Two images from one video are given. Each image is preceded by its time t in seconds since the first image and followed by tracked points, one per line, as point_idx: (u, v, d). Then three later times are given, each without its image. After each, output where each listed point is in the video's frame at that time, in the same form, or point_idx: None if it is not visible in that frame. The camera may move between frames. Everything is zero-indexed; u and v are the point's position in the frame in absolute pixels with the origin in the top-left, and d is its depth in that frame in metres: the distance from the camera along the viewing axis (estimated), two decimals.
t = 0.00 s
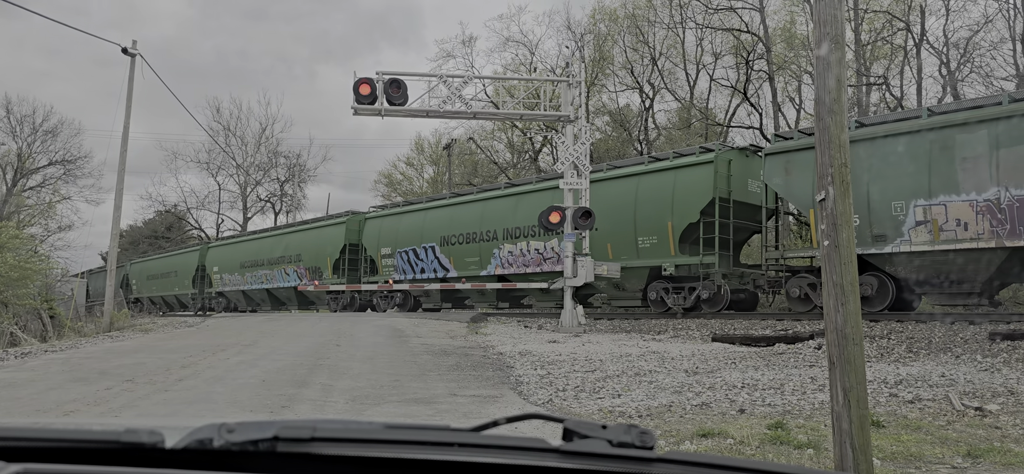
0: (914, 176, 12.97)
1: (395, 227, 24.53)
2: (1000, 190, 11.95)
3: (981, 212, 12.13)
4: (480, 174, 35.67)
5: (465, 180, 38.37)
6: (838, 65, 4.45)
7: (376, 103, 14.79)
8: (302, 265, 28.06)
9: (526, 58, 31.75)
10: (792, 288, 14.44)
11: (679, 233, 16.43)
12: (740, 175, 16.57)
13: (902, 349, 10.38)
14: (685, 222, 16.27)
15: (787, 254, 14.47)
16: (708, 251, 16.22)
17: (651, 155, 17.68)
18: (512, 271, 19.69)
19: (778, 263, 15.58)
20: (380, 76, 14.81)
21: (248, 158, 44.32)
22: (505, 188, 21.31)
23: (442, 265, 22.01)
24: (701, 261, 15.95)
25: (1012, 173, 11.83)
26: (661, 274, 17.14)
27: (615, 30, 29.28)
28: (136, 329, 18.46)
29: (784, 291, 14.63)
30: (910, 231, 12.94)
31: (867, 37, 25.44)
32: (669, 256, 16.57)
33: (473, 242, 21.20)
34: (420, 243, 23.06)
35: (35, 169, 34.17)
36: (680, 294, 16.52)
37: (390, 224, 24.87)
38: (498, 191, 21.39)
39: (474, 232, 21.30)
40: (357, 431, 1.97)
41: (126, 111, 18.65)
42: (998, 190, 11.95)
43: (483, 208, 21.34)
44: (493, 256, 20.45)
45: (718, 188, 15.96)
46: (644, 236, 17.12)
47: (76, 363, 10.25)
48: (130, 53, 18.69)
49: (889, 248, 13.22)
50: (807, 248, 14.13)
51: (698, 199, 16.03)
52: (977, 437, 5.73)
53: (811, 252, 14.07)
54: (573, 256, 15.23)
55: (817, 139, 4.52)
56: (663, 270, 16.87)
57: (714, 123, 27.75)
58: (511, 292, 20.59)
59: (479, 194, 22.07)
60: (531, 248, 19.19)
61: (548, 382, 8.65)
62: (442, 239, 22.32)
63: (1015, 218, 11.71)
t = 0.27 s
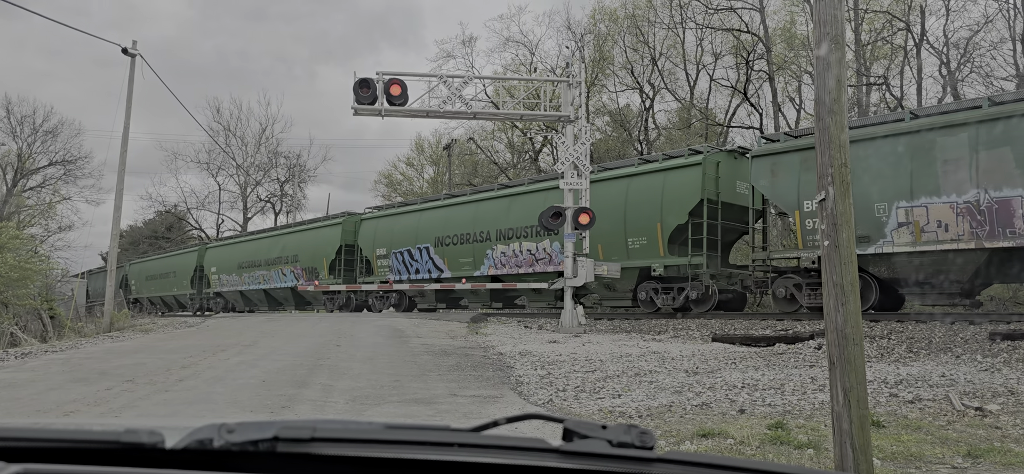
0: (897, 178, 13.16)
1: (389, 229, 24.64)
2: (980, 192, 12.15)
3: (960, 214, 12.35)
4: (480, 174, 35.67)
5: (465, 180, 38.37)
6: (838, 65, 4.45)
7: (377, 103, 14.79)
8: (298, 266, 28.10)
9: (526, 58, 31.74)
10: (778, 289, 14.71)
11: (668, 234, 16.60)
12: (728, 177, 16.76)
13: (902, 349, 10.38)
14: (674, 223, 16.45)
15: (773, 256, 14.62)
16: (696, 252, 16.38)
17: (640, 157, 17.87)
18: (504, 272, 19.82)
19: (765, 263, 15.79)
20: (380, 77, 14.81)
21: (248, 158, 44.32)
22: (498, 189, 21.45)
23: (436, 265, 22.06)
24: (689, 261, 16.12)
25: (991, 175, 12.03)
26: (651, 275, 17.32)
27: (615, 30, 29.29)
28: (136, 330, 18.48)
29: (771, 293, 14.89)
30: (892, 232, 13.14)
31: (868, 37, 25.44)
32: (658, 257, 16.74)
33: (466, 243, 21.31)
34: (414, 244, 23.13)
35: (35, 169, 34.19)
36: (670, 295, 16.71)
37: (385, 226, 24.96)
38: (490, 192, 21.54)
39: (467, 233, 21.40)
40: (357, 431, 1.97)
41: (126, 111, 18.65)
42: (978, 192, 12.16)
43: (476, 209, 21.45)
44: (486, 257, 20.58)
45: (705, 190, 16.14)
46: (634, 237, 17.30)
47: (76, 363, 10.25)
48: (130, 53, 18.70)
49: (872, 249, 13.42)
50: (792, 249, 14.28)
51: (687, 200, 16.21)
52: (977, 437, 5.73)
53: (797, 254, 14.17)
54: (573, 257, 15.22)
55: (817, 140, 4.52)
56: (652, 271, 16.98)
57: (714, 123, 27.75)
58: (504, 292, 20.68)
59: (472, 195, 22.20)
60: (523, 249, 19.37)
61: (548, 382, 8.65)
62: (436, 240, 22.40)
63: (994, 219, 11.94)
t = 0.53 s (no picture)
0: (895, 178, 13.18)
1: (385, 229, 24.75)
2: (960, 195, 12.36)
3: (942, 216, 12.55)
4: (480, 174, 35.66)
5: (465, 180, 38.37)
6: (839, 65, 4.45)
7: (377, 104, 14.79)
8: (295, 266, 28.13)
9: (527, 58, 31.72)
10: (766, 289, 15.11)
11: (658, 236, 16.83)
12: (717, 179, 16.99)
13: (902, 349, 10.37)
14: (664, 224, 16.67)
15: (759, 258, 15.00)
16: (685, 253, 16.62)
17: (631, 159, 18.08)
18: (498, 272, 19.96)
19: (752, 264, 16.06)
20: (381, 77, 14.82)
21: (249, 158, 44.33)
22: (492, 191, 21.63)
23: (430, 265, 22.16)
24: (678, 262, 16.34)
25: (972, 178, 12.24)
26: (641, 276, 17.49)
27: (615, 31, 29.30)
28: (137, 329, 18.49)
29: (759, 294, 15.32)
30: (876, 234, 13.31)
31: (868, 37, 25.44)
32: (648, 258, 16.97)
33: (460, 244, 21.44)
34: (409, 244, 23.23)
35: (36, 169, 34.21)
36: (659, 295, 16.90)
37: (381, 226, 25.03)
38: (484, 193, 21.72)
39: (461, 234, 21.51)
40: (356, 432, 1.97)
41: (127, 111, 18.66)
42: (959, 194, 12.36)
43: (470, 210, 21.58)
44: (480, 258, 20.72)
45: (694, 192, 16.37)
46: (624, 238, 17.52)
47: (77, 363, 10.26)
48: (131, 53, 18.70)
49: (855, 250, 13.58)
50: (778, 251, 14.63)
51: (676, 202, 16.42)
52: (977, 438, 5.73)
53: (782, 255, 14.55)
54: (573, 257, 15.21)
55: (817, 140, 4.52)
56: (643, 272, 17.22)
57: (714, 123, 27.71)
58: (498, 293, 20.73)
59: (467, 196, 22.37)
60: (516, 249, 19.53)
61: (548, 382, 8.64)
62: (430, 240, 22.49)
63: (974, 221, 12.16)
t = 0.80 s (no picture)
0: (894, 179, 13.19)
1: (380, 230, 24.88)
2: (942, 197, 12.55)
3: (924, 218, 12.75)
4: (481, 174, 35.64)
5: (466, 180, 38.37)
6: (840, 66, 4.44)
7: (378, 104, 14.79)
8: (293, 267, 28.16)
9: (528, 58, 31.71)
10: (753, 290, 15.29)
11: (648, 237, 17.01)
12: (706, 182, 17.20)
13: (903, 350, 10.37)
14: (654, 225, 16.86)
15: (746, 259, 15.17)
16: (675, 254, 16.79)
17: (622, 162, 18.29)
18: (491, 273, 20.07)
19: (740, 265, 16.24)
20: (381, 77, 14.82)
21: (249, 158, 44.33)
22: (486, 192, 21.81)
23: (425, 266, 22.28)
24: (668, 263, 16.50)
25: (953, 181, 12.43)
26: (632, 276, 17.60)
27: (616, 31, 29.31)
28: (137, 329, 18.51)
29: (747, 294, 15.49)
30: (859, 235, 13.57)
31: (869, 38, 25.43)
32: (638, 258, 17.13)
33: (454, 244, 21.56)
34: (405, 245, 23.36)
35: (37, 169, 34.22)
36: (649, 296, 16.98)
37: (376, 227, 25.11)
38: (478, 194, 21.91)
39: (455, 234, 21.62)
40: (357, 432, 1.97)
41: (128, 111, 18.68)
42: (941, 197, 12.54)
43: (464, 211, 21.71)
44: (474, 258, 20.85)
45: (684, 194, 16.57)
46: (615, 239, 17.69)
47: (78, 363, 10.27)
48: (132, 53, 18.71)
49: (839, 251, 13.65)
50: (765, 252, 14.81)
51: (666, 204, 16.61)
52: (978, 439, 5.72)
53: (768, 256, 14.70)
54: (574, 257, 15.21)
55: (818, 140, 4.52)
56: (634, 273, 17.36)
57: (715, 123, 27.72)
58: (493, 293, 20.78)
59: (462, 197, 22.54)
60: (509, 250, 19.66)
61: (548, 383, 8.64)
62: (425, 241, 22.60)
63: (955, 224, 12.35)
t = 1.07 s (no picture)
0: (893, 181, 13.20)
1: (376, 231, 24.94)
2: (924, 200, 12.65)
3: (907, 220, 12.84)
4: (481, 174, 35.62)
5: (467, 180, 38.35)
6: (841, 67, 4.44)
7: (379, 103, 14.78)
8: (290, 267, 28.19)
9: (529, 58, 31.69)
10: (740, 290, 15.40)
11: (638, 238, 17.12)
12: (697, 184, 17.29)
13: (903, 351, 10.36)
14: (644, 227, 16.96)
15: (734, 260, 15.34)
16: (665, 255, 16.88)
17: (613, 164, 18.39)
18: (485, 273, 20.15)
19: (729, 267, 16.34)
20: (383, 77, 14.83)
21: (250, 158, 44.32)
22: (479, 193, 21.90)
23: (420, 266, 22.35)
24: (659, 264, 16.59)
25: (935, 184, 12.52)
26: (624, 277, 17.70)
27: (617, 31, 29.30)
28: (137, 329, 18.52)
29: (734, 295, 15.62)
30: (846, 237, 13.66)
31: (870, 38, 25.43)
32: (629, 259, 17.24)
33: (448, 245, 21.62)
34: (400, 245, 23.44)
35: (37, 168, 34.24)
36: (639, 296, 17.08)
37: (372, 228, 25.17)
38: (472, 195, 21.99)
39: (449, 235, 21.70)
40: (358, 432, 1.97)
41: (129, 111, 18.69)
42: (923, 199, 12.63)
43: (459, 212, 21.79)
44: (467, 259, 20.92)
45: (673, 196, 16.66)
46: (607, 241, 17.81)
47: (78, 362, 10.27)
48: (133, 52, 18.71)
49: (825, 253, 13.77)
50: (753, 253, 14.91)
51: (656, 205, 16.71)
52: (978, 440, 5.73)
53: (756, 257, 14.85)
54: (575, 257, 15.19)
55: (819, 140, 4.52)
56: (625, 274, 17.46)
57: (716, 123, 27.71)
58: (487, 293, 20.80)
59: (456, 198, 22.62)
60: (502, 251, 19.76)
61: (549, 383, 8.64)
62: (420, 242, 22.67)
63: (937, 226, 12.46)
